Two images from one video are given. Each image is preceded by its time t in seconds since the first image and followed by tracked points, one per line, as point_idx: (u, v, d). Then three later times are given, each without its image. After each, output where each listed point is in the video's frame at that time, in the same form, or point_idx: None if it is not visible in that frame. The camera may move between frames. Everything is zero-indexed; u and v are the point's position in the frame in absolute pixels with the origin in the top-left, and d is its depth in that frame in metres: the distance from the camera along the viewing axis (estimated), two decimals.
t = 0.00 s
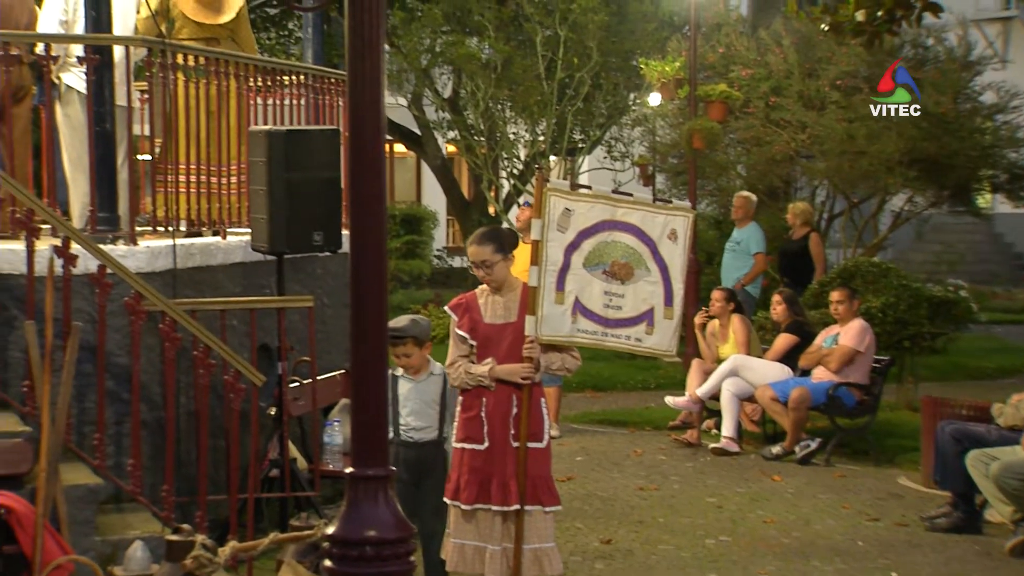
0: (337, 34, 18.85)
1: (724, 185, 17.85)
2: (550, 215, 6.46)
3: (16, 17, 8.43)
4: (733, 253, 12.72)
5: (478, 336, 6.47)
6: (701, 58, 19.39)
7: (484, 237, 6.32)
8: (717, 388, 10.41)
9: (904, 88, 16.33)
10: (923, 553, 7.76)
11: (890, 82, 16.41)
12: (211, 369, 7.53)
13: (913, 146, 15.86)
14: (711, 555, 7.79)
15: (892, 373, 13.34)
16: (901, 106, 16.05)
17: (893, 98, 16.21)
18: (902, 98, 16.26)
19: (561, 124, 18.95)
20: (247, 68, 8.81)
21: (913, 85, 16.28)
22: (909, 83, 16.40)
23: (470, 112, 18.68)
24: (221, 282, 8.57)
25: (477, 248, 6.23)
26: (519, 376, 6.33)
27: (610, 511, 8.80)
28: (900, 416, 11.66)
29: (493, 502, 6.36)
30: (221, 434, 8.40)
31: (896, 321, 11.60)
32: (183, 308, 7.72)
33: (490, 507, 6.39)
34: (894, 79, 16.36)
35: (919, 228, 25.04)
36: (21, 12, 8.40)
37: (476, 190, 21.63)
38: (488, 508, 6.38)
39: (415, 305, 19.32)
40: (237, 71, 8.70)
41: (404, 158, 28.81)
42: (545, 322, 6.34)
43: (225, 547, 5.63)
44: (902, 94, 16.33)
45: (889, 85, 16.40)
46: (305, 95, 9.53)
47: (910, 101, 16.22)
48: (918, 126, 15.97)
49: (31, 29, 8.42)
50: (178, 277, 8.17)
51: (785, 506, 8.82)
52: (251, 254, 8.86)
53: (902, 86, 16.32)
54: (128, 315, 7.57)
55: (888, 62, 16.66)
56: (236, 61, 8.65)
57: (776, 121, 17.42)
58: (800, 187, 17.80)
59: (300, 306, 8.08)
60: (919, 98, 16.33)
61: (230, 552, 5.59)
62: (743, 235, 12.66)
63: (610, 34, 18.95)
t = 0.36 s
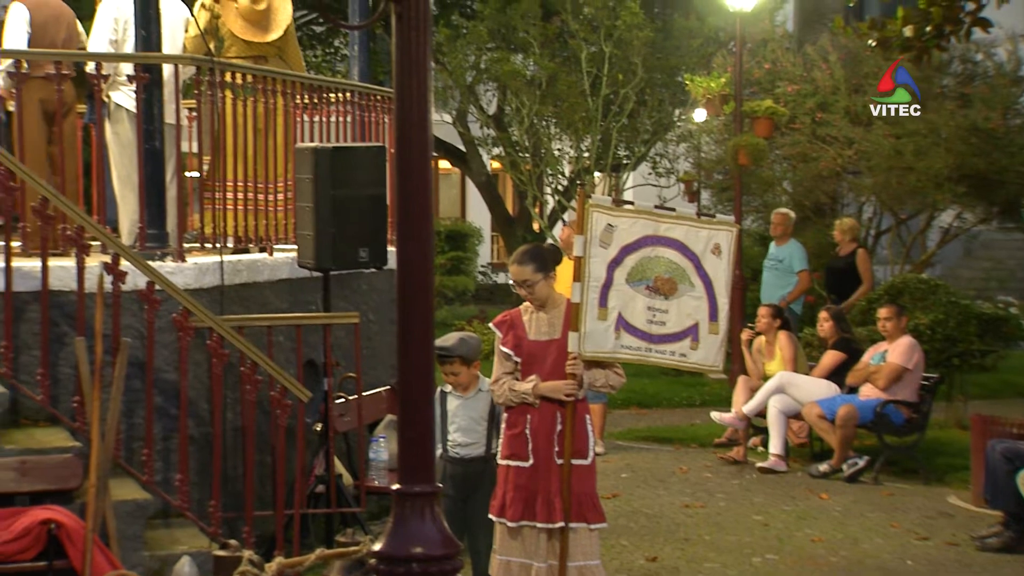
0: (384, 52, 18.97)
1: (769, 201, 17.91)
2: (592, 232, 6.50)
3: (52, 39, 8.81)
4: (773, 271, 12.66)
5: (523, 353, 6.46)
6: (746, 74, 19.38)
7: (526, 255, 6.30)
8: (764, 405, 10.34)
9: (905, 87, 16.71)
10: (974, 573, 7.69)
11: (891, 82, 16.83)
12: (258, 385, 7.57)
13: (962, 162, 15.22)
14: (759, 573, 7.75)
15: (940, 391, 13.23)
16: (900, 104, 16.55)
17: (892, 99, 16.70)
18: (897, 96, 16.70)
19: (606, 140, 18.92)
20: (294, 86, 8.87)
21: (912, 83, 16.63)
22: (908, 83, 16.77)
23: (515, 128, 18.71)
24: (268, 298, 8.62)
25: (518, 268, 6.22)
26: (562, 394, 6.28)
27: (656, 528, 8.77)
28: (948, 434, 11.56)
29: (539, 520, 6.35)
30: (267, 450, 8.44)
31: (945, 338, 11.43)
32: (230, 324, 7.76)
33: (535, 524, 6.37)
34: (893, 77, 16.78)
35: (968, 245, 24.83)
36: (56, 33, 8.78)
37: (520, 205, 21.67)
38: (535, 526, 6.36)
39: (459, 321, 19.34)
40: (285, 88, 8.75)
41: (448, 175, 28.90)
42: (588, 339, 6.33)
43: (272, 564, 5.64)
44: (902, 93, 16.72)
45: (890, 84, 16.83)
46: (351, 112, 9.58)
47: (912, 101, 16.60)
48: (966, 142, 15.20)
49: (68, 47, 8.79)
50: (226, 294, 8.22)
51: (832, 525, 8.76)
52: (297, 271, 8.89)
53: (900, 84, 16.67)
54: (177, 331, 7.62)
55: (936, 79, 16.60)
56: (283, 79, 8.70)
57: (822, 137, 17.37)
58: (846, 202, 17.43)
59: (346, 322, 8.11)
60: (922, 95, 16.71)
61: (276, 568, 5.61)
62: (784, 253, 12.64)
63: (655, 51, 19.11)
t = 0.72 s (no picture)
0: (436, 71, 19.05)
1: (822, 219, 17.87)
2: (640, 248, 6.50)
3: (96, 58, 8.88)
4: (820, 289, 12.57)
5: (574, 373, 6.46)
6: (800, 91, 19.33)
7: (573, 274, 6.31)
8: (817, 425, 10.29)
9: (904, 88, 17.45)
10: None
11: (891, 82, 17.67)
12: (311, 404, 7.60)
13: (1021, 179, 15.01)
14: None
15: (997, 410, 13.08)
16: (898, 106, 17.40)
17: (893, 99, 17.48)
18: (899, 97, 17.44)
19: (658, 157, 18.88)
20: (347, 105, 8.91)
21: (911, 85, 17.37)
22: (908, 83, 17.43)
23: (567, 146, 18.73)
24: (321, 316, 8.66)
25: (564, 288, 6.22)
26: (611, 412, 6.27)
27: (710, 548, 8.73)
28: (1006, 454, 11.42)
29: (592, 539, 6.33)
30: (320, 467, 8.47)
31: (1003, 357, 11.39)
32: (283, 342, 7.80)
33: (588, 543, 6.35)
34: (894, 79, 17.61)
35: None
36: (102, 51, 8.85)
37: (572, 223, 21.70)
38: (588, 545, 6.34)
39: (511, 339, 19.35)
40: (338, 107, 8.79)
41: (500, 193, 28.99)
42: (637, 357, 6.31)
43: None
44: (903, 94, 17.41)
45: (891, 85, 17.67)
46: (403, 130, 9.62)
47: (910, 102, 17.32)
48: None
49: (109, 66, 8.84)
50: (280, 311, 8.26)
51: (889, 545, 8.68)
52: (350, 288, 8.92)
53: (901, 85, 17.48)
54: (231, 349, 7.65)
55: (992, 95, 15.89)
56: (336, 98, 8.73)
57: (876, 154, 17.26)
58: (901, 221, 17.44)
59: (397, 340, 8.11)
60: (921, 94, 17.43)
61: None
62: (831, 271, 12.56)
63: (707, 69, 19.13)
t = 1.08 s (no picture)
0: (491, 91, 19.16)
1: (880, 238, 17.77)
2: (695, 269, 6.47)
3: (155, 81, 8.97)
4: (866, 307, 12.51)
5: (633, 394, 6.45)
6: (857, 110, 19.26)
7: (634, 297, 6.29)
8: (876, 446, 10.25)
9: (904, 89, 18.91)
10: None
11: (891, 83, 19.21)
12: (367, 422, 7.63)
13: None
14: None
15: None
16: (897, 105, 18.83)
17: (895, 99, 18.93)
18: (900, 97, 18.97)
19: (714, 177, 18.84)
20: (402, 125, 8.94)
21: (911, 86, 18.84)
22: (907, 83, 18.96)
23: (622, 165, 18.73)
24: (377, 336, 8.68)
25: (626, 312, 6.21)
26: (666, 436, 6.25)
27: (768, 570, 8.66)
28: None
29: (650, 563, 6.34)
30: (376, 486, 8.48)
31: None
32: (340, 362, 7.85)
33: (648, 567, 6.36)
34: (895, 80, 19.17)
35: None
36: (161, 75, 8.95)
37: (627, 242, 21.71)
38: (647, 569, 6.35)
39: (567, 358, 19.36)
40: (394, 127, 8.83)
41: (554, 212, 29.05)
42: (692, 377, 6.27)
43: None
44: (903, 93, 18.89)
45: (892, 85, 19.17)
46: (459, 150, 9.66)
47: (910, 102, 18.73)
48: None
49: (170, 88, 8.95)
50: (335, 331, 8.29)
51: (950, 569, 8.58)
52: (406, 308, 8.94)
53: (901, 86, 18.98)
54: (288, 368, 7.68)
55: None
56: (392, 118, 8.78)
57: (936, 173, 17.13)
58: (961, 240, 17.27)
59: (453, 359, 8.09)
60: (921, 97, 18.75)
61: None
62: (876, 290, 12.49)
63: (763, 88, 19.12)
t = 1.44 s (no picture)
0: (547, 111, 19.14)
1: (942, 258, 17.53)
2: (761, 289, 6.46)
3: (225, 105, 9.12)
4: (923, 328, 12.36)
5: (696, 413, 6.56)
6: (919, 129, 19.01)
7: (700, 316, 6.42)
8: (940, 467, 10.13)
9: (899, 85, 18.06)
10: None
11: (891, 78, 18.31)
12: (426, 442, 7.66)
13: None
14: None
15: None
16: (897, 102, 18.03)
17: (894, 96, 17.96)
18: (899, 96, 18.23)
19: (773, 197, 18.70)
20: (461, 146, 8.97)
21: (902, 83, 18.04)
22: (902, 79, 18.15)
23: (680, 186, 18.65)
24: (435, 355, 8.69)
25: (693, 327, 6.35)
26: (728, 456, 6.35)
27: None
28: None
29: None
30: (436, 506, 8.48)
31: None
32: (399, 381, 7.86)
33: None
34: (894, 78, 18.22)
35: None
36: (232, 97, 9.09)
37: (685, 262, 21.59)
38: None
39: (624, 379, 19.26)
40: (453, 148, 8.85)
41: (612, 232, 28.98)
42: (757, 399, 6.32)
43: None
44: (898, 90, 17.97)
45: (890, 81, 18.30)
46: (517, 170, 9.67)
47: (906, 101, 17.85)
48: None
49: (242, 109, 9.10)
50: (395, 350, 8.31)
51: None
52: (465, 328, 8.95)
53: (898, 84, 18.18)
54: (348, 388, 7.71)
55: None
56: (452, 139, 8.80)
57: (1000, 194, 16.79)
58: None
59: (512, 380, 8.08)
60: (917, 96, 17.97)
61: None
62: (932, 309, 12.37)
63: (823, 107, 18.97)
